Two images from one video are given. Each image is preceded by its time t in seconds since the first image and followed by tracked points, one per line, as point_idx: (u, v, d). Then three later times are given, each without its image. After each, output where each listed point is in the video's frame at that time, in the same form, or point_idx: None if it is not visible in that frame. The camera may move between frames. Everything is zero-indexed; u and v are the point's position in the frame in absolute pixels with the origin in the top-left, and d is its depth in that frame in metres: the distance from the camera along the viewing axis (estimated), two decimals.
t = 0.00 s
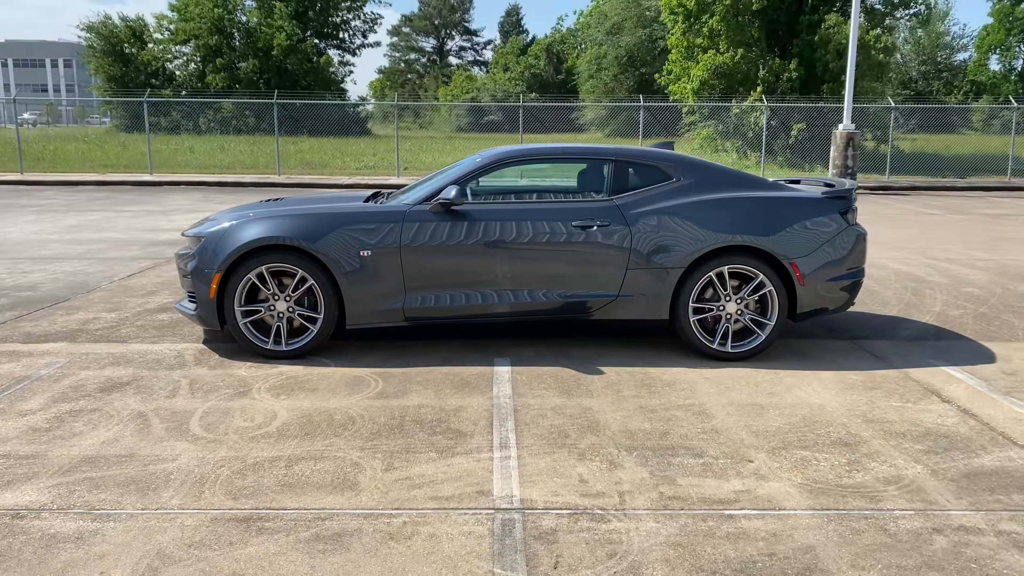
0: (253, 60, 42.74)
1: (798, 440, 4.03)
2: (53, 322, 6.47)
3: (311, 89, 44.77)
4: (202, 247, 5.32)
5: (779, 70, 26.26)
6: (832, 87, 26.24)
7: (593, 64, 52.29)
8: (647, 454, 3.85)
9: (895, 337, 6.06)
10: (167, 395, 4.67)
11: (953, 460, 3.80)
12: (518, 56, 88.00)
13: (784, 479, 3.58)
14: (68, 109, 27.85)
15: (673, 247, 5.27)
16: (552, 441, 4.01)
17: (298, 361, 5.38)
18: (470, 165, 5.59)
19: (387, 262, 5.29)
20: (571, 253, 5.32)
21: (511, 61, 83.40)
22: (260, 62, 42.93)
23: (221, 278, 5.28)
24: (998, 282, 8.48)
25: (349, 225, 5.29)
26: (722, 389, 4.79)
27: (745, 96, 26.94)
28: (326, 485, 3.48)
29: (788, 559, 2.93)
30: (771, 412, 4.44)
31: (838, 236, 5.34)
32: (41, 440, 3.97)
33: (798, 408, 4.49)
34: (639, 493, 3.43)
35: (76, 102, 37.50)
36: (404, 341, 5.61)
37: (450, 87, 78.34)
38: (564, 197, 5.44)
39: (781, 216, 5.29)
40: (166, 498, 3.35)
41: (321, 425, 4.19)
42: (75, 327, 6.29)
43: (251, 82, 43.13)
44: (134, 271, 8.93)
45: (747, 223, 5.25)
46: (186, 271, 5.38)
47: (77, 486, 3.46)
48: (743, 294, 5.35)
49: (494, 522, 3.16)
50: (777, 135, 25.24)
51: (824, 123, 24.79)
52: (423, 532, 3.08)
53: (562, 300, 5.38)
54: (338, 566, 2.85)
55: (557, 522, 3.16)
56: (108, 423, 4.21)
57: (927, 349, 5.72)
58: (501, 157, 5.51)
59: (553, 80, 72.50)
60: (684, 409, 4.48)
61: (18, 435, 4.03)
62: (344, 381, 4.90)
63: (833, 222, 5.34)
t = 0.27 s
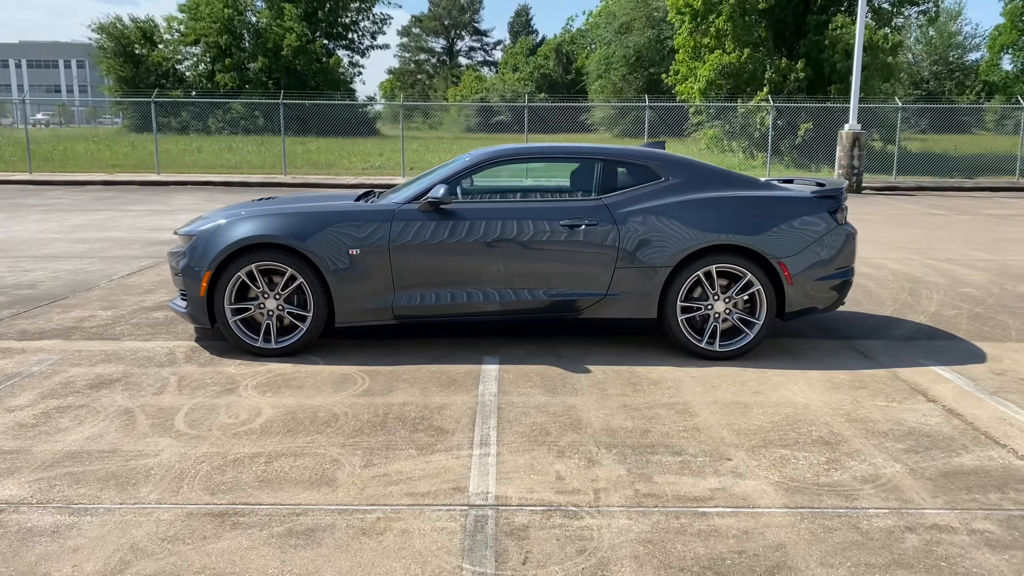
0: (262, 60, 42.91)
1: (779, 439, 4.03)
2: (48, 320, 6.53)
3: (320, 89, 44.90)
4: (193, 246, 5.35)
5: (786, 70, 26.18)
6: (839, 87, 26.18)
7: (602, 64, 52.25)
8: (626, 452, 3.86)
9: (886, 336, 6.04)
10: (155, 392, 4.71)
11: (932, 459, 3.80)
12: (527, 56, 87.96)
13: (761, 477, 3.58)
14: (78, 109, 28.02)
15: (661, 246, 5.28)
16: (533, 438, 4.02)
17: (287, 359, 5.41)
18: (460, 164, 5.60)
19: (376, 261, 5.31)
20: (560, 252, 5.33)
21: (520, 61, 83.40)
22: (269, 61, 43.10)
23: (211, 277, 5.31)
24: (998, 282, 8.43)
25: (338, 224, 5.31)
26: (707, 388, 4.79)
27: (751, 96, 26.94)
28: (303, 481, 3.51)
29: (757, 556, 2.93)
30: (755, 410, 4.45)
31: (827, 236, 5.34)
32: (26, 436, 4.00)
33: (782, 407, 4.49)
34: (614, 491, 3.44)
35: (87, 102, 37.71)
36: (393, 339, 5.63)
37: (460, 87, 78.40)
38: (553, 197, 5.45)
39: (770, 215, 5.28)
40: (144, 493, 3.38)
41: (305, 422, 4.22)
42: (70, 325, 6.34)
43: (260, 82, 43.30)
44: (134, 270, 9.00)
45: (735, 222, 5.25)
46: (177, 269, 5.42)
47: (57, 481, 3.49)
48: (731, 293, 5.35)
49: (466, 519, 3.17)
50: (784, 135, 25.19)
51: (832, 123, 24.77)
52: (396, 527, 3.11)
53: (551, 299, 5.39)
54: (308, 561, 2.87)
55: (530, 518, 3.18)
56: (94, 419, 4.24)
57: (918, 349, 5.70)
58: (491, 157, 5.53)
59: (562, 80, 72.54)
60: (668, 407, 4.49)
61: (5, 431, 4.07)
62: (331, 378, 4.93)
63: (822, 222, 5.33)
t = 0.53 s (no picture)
0: (272, 60, 43.07)
1: (756, 440, 4.01)
2: (41, 318, 6.57)
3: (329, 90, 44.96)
4: (180, 245, 5.38)
5: (793, 70, 26.07)
6: (847, 88, 26.09)
7: (611, 64, 52.14)
8: (601, 453, 3.85)
9: (877, 338, 6.01)
10: (138, 390, 4.73)
11: (909, 461, 3.78)
12: (537, 56, 87.81)
13: (734, 479, 3.56)
14: (92, 109, 28.77)
15: (646, 247, 5.26)
16: (510, 439, 4.01)
17: (273, 358, 5.43)
18: (447, 164, 5.61)
19: (361, 261, 5.32)
20: (545, 252, 5.32)
21: (529, 61, 83.33)
22: (279, 61, 43.25)
23: (198, 276, 5.33)
24: (996, 284, 8.37)
25: (324, 225, 5.33)
26: (690, 389, 4.78)
27: (758, 97, 26.81)
28: (275, 480, 3.52)
29: (722, 558, 2.92)
30: (735, 412, 4.43)
31: (814, 237, 5.31)
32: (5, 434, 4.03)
33: (763, 408, 4.48)
34: (585, 492, 3.44)
35: (98, 102, 37.94)
36: (380, 339, 5.64)
37: (470, 87, 78.40)
38: (539, 197, 5.45)
39: (756, 216, 5.26)
40: (116, 492, 3.40)
41: (284, 422, 4.23)
42: (63, 324, 6.38)
43: (270, 83, 43.43)
44: (132, 269, 9.04)
45: (721, 223, 5.23)
46: (165, 269, 5.45)
47: (30, 479, 3.52)
48: (717, 294, 5.33)
49: (434, 518, 3.17)
50: (791, 135, 25.13)
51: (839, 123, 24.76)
52: (363, 527, 3.11)
53: (536, 300, 5.39)
54: (271, 560, 2.87)
55: (497, 519, 3.18)
56: (75, 417, 4.26)
57: (907, 351, 5.67)
58: (478, 157, 5.53)
59: (572, 80, 72.53)
60: (648, 408, 4.48)
61: None
62: (314, 377, 4.94)
63: (809, 223, 5.31)
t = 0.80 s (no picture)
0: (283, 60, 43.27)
1: (736, 443, 4.00)
2: (37, 318, 6.62)
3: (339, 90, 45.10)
4: (169, 246, 5.41)
5: (801, 71, 25.99)
6: (856, 88, 26.02)
7: (621, 64, 52.09)
8: (578, 455, 3.85)
9: (868, 341, 5.99)
10: (124, 391, 4.76)
11: (888, 465, 3.76)
12: (548, 56, 87.79)
13: (709, 482, 3.55)
14: (106, 109, 28.98)
15: (633, 248, 5.25)
16: (489, 440, 4.01)
17: (262, 359, 5.45)
18: (436, 165, 5.62)
19: (349, 262, 5.34)
20: (532, 253, 5.32)
21: (540, 61, 83.32)
22: (290, 62, 43.44)
23: (186, 277, 5.36)
24: (996, 286, 8.31)
25: (312, 225, 5.34)
26: (674, 391, 4.77)
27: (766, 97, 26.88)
28: (250, 481, 3.53)
29: (688, 562, 2.91)
30: (718, 414, 4.42)
31: (802, 239, 5.29)
32: None
33: (746, 411, 4.46)
34: (557, 494, 3.44)
35: (110, 102, 38.17)
36: (368, 340, 5.66)
37: (480, 87, 78.47)
38: (527, 198, 5.45)
39: (743, 217, 5.25)
40: (92, 491, 3.42)
41: (265, 422, 4.25)
42: (57, 324, 6.43)
43: (280, 83, 43.60)
44: (131, 269, 9.09)
45: (708, 224, 5.22)
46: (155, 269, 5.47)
47: (8, 478, 3.54)
48: (704, 296, 5.32)
49: (404, 520, 3.18)
50: (799, 135, 25.11)
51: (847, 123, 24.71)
52: (332, 528, 3.12)
53: (524, 301, 5.39)
54: (238, 560, 2.88)
55: (467, 521, 3.18)
56: (59, 416, 4.29)
57: (898, 354, 5.64)
58: (467, 159, 5.54)
59: (583, 80, 72.51)
60: (630, 410, 4.47)
61: None
62: (300, 378, 4.96)
63: (796, 224, 5.29)
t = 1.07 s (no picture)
0: (295, 60, 43.50)
1: (720, 444, 3.99)
2: (36, 317, 6.68)
3: (350, 90, 45.29)
4: (163, 245, 5.44)
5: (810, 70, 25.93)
6: (865, 88, 25.96)
7: (632, 63, 52.08)
8: (561, 456, 3.85)
9: (863, 342, 5.96)
10: (115, 389, 4.79)
11: (872, 468, 3.74)
12: (559, 56, 87.76)
13: (689, 484, 3.54)
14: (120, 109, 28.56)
15: (624, 249, 5.25)
16: (472, 440, 4.01)
17: (254, 358, 5.47)
18: (429, 165, 5.63)
19: (342, 262, 5.36)
20: (522, 254, 5.33)
21: (551, 61, 83.29)
22: (301, 62, 43.68)
23: (179, 276, 5.39)
24: (998, 287, 8.26)
25: (305, 225, 5.36)
26: (663, 392, 4.76)
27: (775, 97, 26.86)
28: (232, 479, 3.55)
29: (661, 563, 2.91)
30: (705, 415, 4.41)
31: (794, 240, 5.28)
32: None
33: (734, 412, 4.45)
34: (536, 495, 3.44)
35: (123, 102, 38.37)
36: (361, 339, 5.67)
37: (491, 87, 78.56)
38: (519, 199, 5.45)
39: (736, 218, 5.24)
40: (74, 489, 3.45)
41: (252, 421, 4.27)
42: (56, 322, 6.48)
43: (291, 83, 43.76)
44: (134, 268, 9.15)
45: (700, 225, 5.21)
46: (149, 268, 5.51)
47: None
48: (695, 297, 5.31)
49: (380, 519, 3.19)
50: (809, 135, 25.08)
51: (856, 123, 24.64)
52: (309, 527, 3.13)
53: (515, 300, 5.39)
54: (212, 559, 2.89)
55: (444, 521, 3.18)
56: (49, 415, 4.33)
57: (892, 355, 5.62)
58: (459, 158, 5.56)
59: (594, 80, 72.52)
60: (618, 411, 4.46)
61: None
62: (291, 377, 4.98)
63: (789, 225, 5.28)
